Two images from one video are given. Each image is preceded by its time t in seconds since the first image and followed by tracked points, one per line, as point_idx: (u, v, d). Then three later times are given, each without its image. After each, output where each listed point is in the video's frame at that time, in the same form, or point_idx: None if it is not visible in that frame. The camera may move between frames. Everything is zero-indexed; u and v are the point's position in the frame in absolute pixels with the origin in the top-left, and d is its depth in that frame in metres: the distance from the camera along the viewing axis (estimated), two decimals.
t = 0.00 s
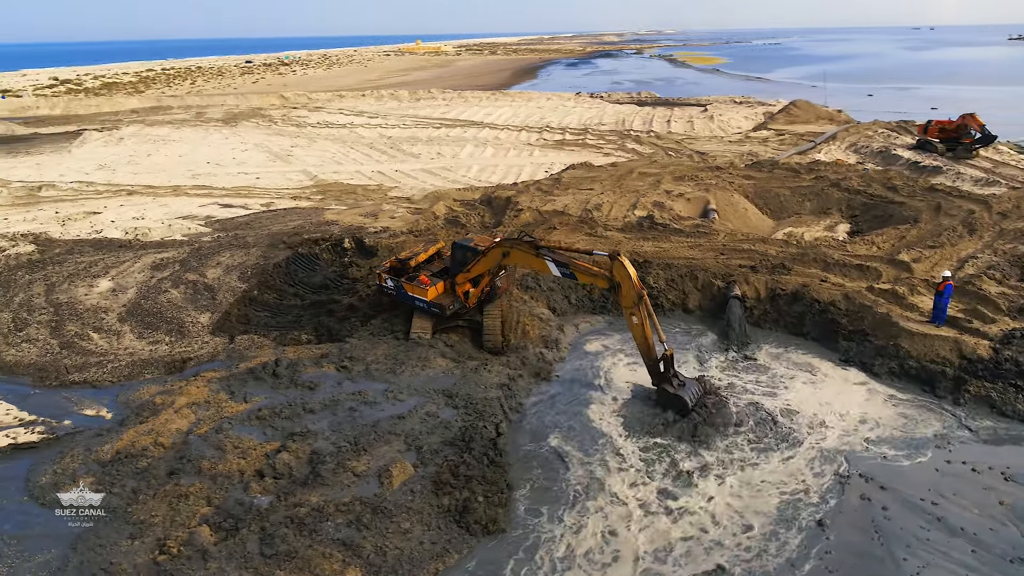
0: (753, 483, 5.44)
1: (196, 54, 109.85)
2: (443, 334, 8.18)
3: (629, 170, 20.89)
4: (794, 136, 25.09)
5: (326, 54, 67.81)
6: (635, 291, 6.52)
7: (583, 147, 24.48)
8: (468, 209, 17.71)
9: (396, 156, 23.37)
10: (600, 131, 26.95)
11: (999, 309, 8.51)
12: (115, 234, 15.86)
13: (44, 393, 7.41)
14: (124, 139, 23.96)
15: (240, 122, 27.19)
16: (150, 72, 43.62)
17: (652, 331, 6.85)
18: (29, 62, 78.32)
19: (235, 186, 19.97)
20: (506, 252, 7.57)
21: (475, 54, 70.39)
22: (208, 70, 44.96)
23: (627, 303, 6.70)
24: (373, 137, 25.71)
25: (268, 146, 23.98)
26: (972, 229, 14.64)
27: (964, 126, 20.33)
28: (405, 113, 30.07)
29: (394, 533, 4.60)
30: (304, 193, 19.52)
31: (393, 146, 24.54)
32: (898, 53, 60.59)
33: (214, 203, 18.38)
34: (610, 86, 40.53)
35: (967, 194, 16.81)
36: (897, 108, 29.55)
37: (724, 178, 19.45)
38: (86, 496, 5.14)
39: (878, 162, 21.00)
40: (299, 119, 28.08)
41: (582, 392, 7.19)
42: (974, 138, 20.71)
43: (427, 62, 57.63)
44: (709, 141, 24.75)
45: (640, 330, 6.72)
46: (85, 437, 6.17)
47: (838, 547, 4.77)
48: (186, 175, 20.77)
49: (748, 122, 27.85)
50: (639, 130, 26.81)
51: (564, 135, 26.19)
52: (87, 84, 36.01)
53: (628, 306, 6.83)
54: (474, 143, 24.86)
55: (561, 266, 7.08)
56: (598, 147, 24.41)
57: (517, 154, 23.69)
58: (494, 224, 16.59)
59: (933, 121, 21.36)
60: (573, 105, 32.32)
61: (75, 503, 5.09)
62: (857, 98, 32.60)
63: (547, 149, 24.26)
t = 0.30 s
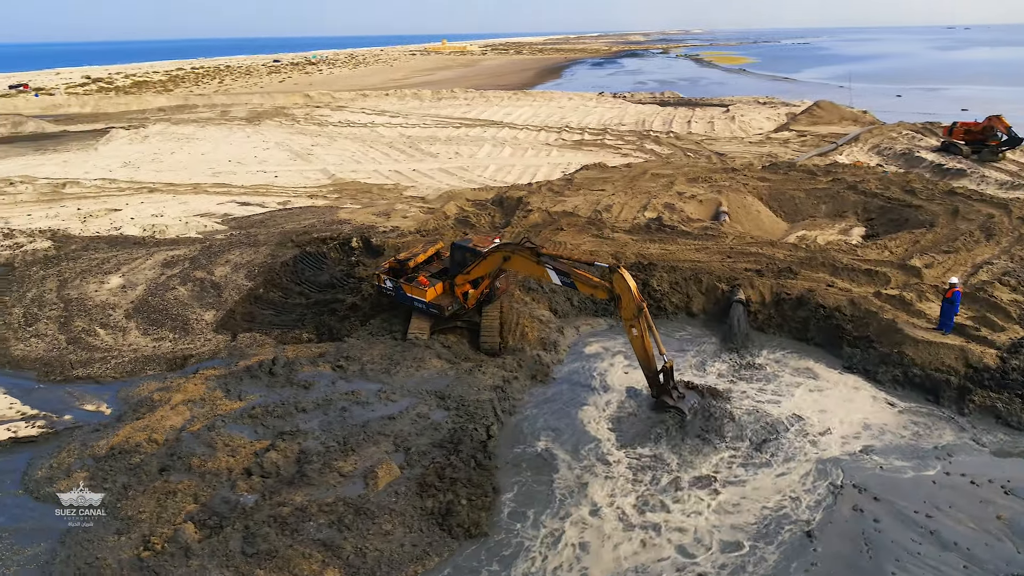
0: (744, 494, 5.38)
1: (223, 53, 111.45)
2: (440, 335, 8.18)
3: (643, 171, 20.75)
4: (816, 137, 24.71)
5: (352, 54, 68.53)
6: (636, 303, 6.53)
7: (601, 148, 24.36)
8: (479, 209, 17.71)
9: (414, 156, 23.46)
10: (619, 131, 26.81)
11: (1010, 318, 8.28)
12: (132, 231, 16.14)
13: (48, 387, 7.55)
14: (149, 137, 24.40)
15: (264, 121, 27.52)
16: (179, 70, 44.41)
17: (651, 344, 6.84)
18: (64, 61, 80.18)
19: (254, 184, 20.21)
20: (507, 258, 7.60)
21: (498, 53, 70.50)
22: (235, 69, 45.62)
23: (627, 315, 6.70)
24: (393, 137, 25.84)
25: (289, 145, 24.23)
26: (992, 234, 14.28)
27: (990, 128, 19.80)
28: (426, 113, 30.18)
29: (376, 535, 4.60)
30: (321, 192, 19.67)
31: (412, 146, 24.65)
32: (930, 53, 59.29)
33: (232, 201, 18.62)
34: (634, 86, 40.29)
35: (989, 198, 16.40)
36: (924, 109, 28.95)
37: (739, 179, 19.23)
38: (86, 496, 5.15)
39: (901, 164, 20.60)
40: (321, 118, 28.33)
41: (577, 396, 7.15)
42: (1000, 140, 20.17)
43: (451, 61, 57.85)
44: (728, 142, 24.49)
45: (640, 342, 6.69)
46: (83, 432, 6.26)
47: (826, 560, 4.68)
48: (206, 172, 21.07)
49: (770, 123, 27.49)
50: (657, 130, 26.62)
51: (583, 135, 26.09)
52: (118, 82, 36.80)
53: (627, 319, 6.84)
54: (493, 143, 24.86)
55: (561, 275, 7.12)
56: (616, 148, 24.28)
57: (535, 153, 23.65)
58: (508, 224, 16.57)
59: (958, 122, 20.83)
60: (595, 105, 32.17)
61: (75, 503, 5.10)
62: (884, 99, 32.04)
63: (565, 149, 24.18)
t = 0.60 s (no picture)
0: (735, 502, 5.31)
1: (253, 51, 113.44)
2: (439, 335, 8.19)
3: (655, 172, 20.61)
4: (836, 138, 24.38)
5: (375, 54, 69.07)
6: (633, 311, 6.49)
7: (617, 148, 24.26)
8: (488, 209, 17.71)
9: (431, 155, 23.53)
10: (636, 132, 26.69)
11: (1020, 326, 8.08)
12: (148, 227, 16.40)
13: (53, 382, 7.67)
14: (170, 136, 24.79)
15: (284, 120, 27.79)
16: (205, 69, 45.07)
17: (649, 351, 6.82)
18: (94, 61, 81.89)
19: (271, 182, 20.42)
20: (506, 261, 7.59)
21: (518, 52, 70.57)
22: (259, 68, 46.20)
23: (624, 324, 6.66)
24: (410, 136, 25.95)
25: (308, 144, 24.45)
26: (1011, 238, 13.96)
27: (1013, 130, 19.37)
28: (444, 112, 30.26)
29: (360, 536, 4.61)
30: (336, 190, 19.82)
31: (428, 145, 24.74)
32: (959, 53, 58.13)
33: (248, 199, 18.83)
34: (655, 86, 40.05)
35: (1009, 202, 16.05)
36: (950, 110, 28.42)
37: (752, 181, 19.06)
38: (86, 496, 5.15)
39: (922, 166, 20.25)
40: (340, 117, 28.55)
41: (573, 399, 7.12)
42: None
43: (473, 61, 58.06)
44: (745, 143, 24.26)
45: (638, 350, 6.70)
46: (82, 427, 6.36)
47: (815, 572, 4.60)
48: (225, 170, 21.34)
49: (790, 124, 27.19)
50: (674, 131, 26.46)
51: (600, 135, 26.01)
52: (145, 81, 37.44)
53: (624, 326, 6.80)
54: (509, 143, 24.87)
55: (559, 280, 7.15)
56: (633, 148, 24.16)
57: (552, 154, 23.63)
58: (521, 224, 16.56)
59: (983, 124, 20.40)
60: (614, 105, 32.03)
61: (75, 503, 5.09)
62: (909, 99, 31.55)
63: (582, 149, 24.12)
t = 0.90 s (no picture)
0: (724, 513, 5.26)
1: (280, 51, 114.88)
2: (437, 336, 8.20)
3: (670, 173, 20.44)
4: (859, 140, 23.95)
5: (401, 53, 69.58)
6: (628, 317, 6.44)
7: (636, 148, 24.11)
8: (500, 209, 17.70)
9: (449, 155, 23.60)
10: (656, 132, 26.51)
11: None
12: (166, 224, 16.66)
13: (58, 377, 7.82)
14: (195, 134, 25.21)
15: (307, 118, 28.08)
16: (235, 69, 45.82)
17: (645, 356, 6.77)
18: (135, 62, 84.26)
19: (290, 181, 20.63)
20: (504, 263, 7.58)
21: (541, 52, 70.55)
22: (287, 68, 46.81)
23: (620, 329, 6.60)
24: (430, 135, 26.05)
25: (328, 143, 24.67)
26: None
27: None
28: (465, 112, 30.33)
29: (342, 536, 4.62)
30: (353, 189, 19.95)
31: (447, 145, 24.81)
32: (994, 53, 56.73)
33: (265, 197, 19.05)
34: (678, 86, 39.77)
35: None
36: (979, 111, 27.77)
37: (768, 183, 18.81)
38: (86, 496, 5.13)
39: (946, 169, 19.81)
40: (363, 117, 28.77)
41: (568, 402, 7.09)
42: None
43: (499, 60, 58.23)
44: (765, 144, 23.97)
45: (634, 355, 6.63)
46: (82, 422, 6.47)
47: None
48: (245, 169, 21.61)
49: (812, 125, 26.81)
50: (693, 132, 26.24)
51: (619, 136, 25.88)
52: (174, 80, 38.11)
53: (620, 331, 6.75)
54: (527, 143, 24.85)
55: (556, 284, 7.15)
56: (651, 148, 24.00)
57: (570, 154, 23.56)
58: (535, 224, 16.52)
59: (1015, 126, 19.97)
60: (636, 105, 31.84)
61: (74, 503, 5.08)
62: (938, 100, 30.90)
63: (600, 150, 24.02)
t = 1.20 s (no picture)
0: (713, 520, 5.21)
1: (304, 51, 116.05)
2: (436, 336, 8.22)
3: (683, 174, 20.28)
4: (880, 141, 23.57)
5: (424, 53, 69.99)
6: (623, 320, 6.35)
7: (652, 149, 23.97)
8: (510, 209, 17.69)
9: (465, 154, 23.63)
10: (673, 132, 26.33)
11: None
12: (181, 222, 16.89)
13: (63, 372, 7.96)
14: (217, 133, 25.55)
15: (326, 118, 28.29)
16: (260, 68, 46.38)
17: (640, 359, 6.68)
18: (163, 61, 85.66)
19: (306, 180, 20.80)
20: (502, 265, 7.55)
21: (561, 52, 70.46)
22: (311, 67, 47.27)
23: (615, 332, 6.51)
24: (447, 135, 26.12)
25: (346, 142, 24.85)
26: None
27: None
28: (484, 111, 30.37)
29: (327, 536, 4.66)
30: (368, 188, 20.06)
31: (464, 144, 24.85)
32: None
33: (281, 195, 19.24)
34: (700, 87, 39.49)
35: None
36: (1006, 113, 27.18)
37: (782, 185, 18.60)
38: (86, 496, 5.12)
39: (968, 171, 19.42)
40: (382, 116, 28.95)
41: (563, 404, 7.05)
42: None
43: (521, 60, 58.27)
44: (784, 145, 23.70)
45: (629, 359, 6.54)
46: (82, 417, 6.58)
47: None
48: (263, 167, 21.85)
49: (833, 126, 26.44)
50: (712, 132, 26.02)
51: (636, 136, 25.74)
52: (200, 79, 38.61)
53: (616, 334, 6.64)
54: (544, 143, 24.82)
55: (552, 286, 7.04)
56: (668, 149, 23.84)
57: (586, 154, 23.50)
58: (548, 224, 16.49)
59: None
60: (654, 105, 31.65)
61: (74, 503, 5.07)
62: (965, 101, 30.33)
63: (616, 150, 23.92)
